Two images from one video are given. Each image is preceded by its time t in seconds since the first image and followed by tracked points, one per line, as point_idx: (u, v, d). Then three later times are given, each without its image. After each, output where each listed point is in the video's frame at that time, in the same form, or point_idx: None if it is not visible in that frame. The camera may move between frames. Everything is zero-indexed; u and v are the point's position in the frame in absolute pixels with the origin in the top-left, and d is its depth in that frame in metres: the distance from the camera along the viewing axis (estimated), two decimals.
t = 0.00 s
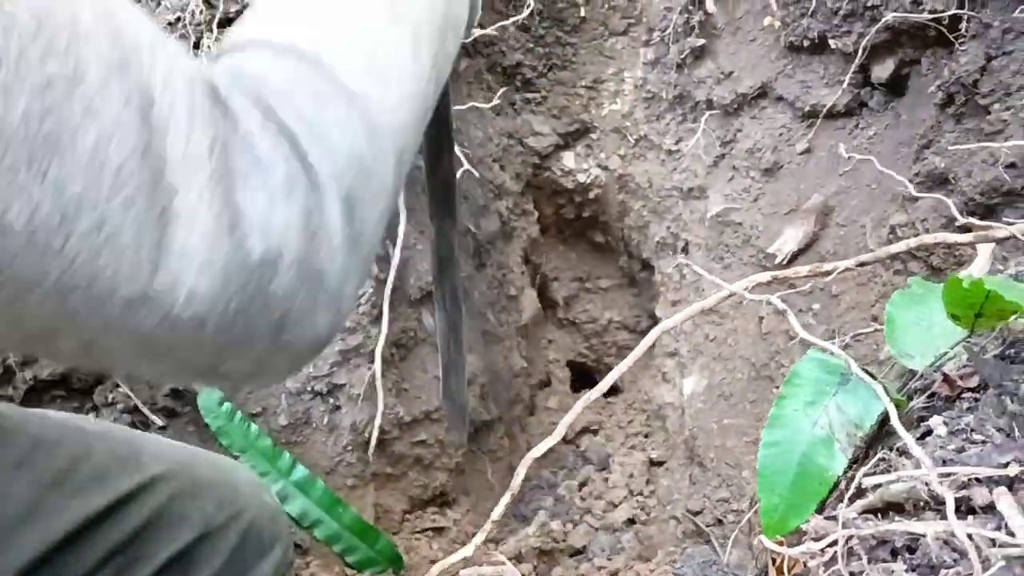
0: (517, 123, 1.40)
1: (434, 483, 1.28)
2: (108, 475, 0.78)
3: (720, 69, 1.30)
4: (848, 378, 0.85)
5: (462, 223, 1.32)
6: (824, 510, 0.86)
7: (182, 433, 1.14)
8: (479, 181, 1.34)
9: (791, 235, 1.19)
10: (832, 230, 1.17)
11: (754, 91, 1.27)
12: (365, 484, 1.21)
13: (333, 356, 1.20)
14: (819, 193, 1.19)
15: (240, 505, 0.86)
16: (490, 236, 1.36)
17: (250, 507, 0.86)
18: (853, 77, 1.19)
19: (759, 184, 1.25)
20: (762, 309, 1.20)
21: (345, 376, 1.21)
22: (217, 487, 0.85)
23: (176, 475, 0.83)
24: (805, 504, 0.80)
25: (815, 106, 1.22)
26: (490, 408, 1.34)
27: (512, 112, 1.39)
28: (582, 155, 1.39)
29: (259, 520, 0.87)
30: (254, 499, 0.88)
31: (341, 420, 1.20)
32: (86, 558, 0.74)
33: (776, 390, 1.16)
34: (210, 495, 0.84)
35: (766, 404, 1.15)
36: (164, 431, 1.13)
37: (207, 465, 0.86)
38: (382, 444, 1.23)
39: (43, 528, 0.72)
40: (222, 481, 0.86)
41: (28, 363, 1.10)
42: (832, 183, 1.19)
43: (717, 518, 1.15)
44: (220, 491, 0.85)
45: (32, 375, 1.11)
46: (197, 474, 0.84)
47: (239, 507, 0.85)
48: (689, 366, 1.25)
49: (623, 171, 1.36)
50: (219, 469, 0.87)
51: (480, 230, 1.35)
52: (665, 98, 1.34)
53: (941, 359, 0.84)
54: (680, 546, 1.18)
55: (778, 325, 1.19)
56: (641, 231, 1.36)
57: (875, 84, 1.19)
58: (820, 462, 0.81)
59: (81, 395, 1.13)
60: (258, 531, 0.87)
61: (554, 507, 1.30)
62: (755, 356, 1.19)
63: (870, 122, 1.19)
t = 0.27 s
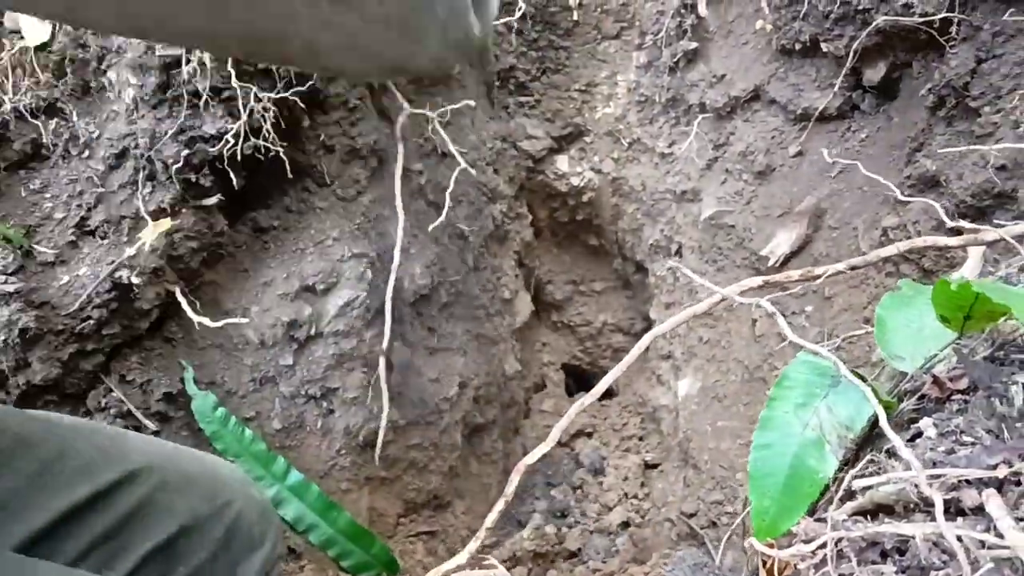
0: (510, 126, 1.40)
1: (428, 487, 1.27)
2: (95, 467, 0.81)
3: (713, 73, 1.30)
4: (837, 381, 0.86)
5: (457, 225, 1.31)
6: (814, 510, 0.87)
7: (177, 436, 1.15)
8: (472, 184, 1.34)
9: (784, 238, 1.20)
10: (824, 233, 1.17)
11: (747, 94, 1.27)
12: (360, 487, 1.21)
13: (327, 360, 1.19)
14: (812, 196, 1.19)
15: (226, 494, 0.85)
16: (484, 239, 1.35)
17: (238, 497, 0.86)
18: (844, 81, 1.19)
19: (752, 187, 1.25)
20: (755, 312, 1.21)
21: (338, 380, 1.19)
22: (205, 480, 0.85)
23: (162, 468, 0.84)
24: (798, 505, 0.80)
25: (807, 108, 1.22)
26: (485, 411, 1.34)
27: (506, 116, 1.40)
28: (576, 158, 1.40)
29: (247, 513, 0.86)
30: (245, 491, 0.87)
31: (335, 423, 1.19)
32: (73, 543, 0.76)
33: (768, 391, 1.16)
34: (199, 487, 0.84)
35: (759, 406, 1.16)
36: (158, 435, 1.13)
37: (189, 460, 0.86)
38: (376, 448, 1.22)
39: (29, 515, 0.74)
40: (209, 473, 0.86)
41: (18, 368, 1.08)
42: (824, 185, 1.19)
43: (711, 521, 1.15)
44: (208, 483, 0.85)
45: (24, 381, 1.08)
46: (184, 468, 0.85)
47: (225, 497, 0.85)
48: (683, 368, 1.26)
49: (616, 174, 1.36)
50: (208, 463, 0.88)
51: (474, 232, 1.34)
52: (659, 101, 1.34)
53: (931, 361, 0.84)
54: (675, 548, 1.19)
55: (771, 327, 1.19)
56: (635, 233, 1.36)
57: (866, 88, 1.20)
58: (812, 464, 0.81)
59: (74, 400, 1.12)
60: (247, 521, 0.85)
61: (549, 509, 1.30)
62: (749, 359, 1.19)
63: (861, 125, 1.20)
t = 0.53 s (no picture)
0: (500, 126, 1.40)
1: (419, 488, 1.28)
2: (88, 464, 0.83)
3: (704, 71, 1.30)
4: (828, 379, 0.85)
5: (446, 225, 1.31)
6: (807, 507, 0.87)
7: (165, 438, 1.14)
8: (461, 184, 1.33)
9: (775, 236, 1.19)
10: (816, 232, 1.16)
11: (738, 92, 1.27)
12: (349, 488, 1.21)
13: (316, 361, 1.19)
14: (803, 195, 1.19)
15: (219, 500, 0.90)
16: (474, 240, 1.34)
17: (229, 505, 0.90)
18: (834, 79, 1.19)
19: (743, 186, 1.25)
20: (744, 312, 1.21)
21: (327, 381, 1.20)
22: (196, 484, 0.89)
23: (155, 468, 0.87)
24: (788, 504, 0.79)
25: (797, 107, 1.22)
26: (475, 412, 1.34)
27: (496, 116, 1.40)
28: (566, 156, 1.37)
29: (240, 518, 0.91)
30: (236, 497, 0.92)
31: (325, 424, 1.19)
32: (63, 540, 0.77)
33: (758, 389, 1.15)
34: (190, 490, 0.88)
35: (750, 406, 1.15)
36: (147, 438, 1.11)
37: (180, 462, 0.90)
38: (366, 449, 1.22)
39: (14, 511, 0.75)
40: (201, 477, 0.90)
41: (5, 369, 1.08)
42: (817, 183, 1.18)
43: (703, 521, 1.14)
44: (199, 487, 0.89)
45: (10, 382, 1.07)
46: (175, 470, 0.88)
47: (218, 502, 0.89)
48: (675, 368, 1.26)
49: (607, 174, 1.38)
50: (197, 467, 0.91)
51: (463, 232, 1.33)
52: (650, 100, 1.34)
53: (920, 359, 0.84)
54: (666, 549, 1.18)
55: (762, 327, 1.19)
56: (626, 233, 1.36)
57: (857, 86, 1.19)
58: (801, 463, 0.81)
59: (62, 401, 1.10)
60: (240, 526, 0.91)
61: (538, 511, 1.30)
62: (740, 358, 1.19)
63: (852, 123, 1.19)
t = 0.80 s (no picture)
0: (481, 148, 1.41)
1: (401, 509, 1.29)
2: (92, 494, 0.82)
3: (680, 95, 1.31)
4: (791, 419, 0.86)
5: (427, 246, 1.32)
6: (771, 549, 0.87)
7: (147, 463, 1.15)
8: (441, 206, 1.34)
9: (750, 259, 1.22)
10: (789, 254, 1.20)
11: (714, 116, 1.28)
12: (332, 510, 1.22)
13: (298, 385, 1.20)
14: (776, 219, 1.22)
15: (213, 534, 0.91)
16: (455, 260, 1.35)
17: (222, 538, 0.92)
18: (808, 103, 1.21)
19: (718, 209, 1.27)
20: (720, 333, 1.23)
21: (310, 405, 1.20)
22: (190, 518, 0.89)
23: (153, 499, 0.87)
24: (752, 542, 0.77)
25: (771, 131, 1.24)
26: (456, 432, 1.35)
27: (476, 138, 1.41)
28: (546, 178, 1.38)
29: (234, 551, 0.92)
30: (227, 530, 0.93)
31: (307, 448, 1.20)
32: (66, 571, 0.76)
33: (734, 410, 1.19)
34: (185, 524, 0.88)
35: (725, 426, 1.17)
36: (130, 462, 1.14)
37: (181, 493, 0.91)
38: (348, 472, 1.23)
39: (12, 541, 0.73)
40: (195, 510, 0.90)
41: None
42: (788, 208, 1.21)
43: (680, 542, 1.17)
44: (193, 521, 0.89)
45: None
46: (172, 501, 0.89)
47: (212, 536, 0.91)
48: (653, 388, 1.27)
49: (585, 195, 1.37)
50: (193, 499, 0.92)
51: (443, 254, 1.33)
52: (627, 123, 1.35)
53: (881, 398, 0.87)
54: (644, 568, 1.22)
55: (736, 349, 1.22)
56: (606, 253, 1.37)
57: (830, 109, 1.21)
58: (766, 500, 0.80)
59: (45, 428, 1.12)
60: (232, 559, 0.92)
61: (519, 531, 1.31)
62: (717, 378, 1.22)
63: (825, 146, 1.22)
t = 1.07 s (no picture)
0: (465, 197, 1.47)
1: (387, 546, 1.34)
2: (93, 554, 0.90)
3: (656, 149, 1.38)
4: (746, 493, 0.96)
5: (415, 292, 1.37)
6: None
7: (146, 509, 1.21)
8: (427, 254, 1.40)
9: (721, 308, 1.29)
10: (757, 304, 1.27)
11: (686, 170, 1.36)
12: (323, 550, 1.28)
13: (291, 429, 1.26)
14: (744, 271, 1.28)
15: None
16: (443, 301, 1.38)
17: None
18: (776, 160, 1.26)
19: (691, 258, 1.34)
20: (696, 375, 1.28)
21: (302, 449, 1.26)
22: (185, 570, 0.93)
23: (151, 554, 0.93)
24: None
25: (740, 185, 1.31)
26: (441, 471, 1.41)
27: (461, 188, 1.48)
28: (529, 225, 1.45)
29: None
30: None
31: (299, 490, 1.26)
32: None
33: (707, 452, 1.21)
34: None
35: (697, 469, 1.24)
36: (129, 508, 1.20)
37: (183, 544, 0.96)
38: (338, 512, 1.29)
39: None
40: (192, 561, 0.94)
41: None
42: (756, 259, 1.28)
43: None
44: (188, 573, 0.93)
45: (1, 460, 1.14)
46: (170, 554, 0.94)
47: None
48: (631, 426, 1.33)
49: (568, 241, 1.42)
50: (192, 549, 0.95)
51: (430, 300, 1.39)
52: (604, 174, 1.40)
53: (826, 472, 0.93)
54: None
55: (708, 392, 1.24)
56: (584, 296, 1.42)
57: (796, 165, 1.26)
58: (722, 564, 0.93)
59: (48, 475, 1.18)
60: None
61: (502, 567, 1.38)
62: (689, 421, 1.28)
63: (792, 200, 1.27)
